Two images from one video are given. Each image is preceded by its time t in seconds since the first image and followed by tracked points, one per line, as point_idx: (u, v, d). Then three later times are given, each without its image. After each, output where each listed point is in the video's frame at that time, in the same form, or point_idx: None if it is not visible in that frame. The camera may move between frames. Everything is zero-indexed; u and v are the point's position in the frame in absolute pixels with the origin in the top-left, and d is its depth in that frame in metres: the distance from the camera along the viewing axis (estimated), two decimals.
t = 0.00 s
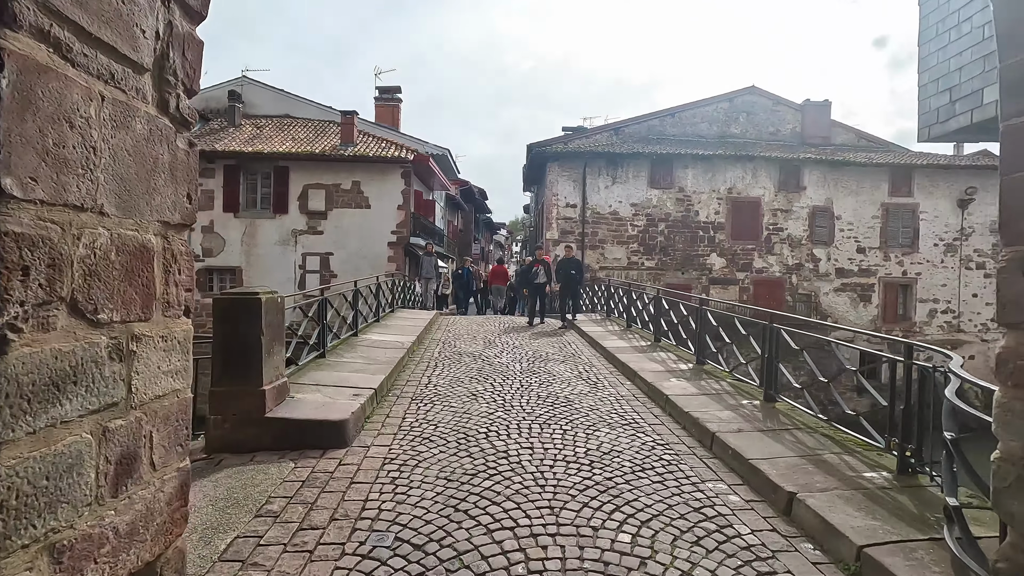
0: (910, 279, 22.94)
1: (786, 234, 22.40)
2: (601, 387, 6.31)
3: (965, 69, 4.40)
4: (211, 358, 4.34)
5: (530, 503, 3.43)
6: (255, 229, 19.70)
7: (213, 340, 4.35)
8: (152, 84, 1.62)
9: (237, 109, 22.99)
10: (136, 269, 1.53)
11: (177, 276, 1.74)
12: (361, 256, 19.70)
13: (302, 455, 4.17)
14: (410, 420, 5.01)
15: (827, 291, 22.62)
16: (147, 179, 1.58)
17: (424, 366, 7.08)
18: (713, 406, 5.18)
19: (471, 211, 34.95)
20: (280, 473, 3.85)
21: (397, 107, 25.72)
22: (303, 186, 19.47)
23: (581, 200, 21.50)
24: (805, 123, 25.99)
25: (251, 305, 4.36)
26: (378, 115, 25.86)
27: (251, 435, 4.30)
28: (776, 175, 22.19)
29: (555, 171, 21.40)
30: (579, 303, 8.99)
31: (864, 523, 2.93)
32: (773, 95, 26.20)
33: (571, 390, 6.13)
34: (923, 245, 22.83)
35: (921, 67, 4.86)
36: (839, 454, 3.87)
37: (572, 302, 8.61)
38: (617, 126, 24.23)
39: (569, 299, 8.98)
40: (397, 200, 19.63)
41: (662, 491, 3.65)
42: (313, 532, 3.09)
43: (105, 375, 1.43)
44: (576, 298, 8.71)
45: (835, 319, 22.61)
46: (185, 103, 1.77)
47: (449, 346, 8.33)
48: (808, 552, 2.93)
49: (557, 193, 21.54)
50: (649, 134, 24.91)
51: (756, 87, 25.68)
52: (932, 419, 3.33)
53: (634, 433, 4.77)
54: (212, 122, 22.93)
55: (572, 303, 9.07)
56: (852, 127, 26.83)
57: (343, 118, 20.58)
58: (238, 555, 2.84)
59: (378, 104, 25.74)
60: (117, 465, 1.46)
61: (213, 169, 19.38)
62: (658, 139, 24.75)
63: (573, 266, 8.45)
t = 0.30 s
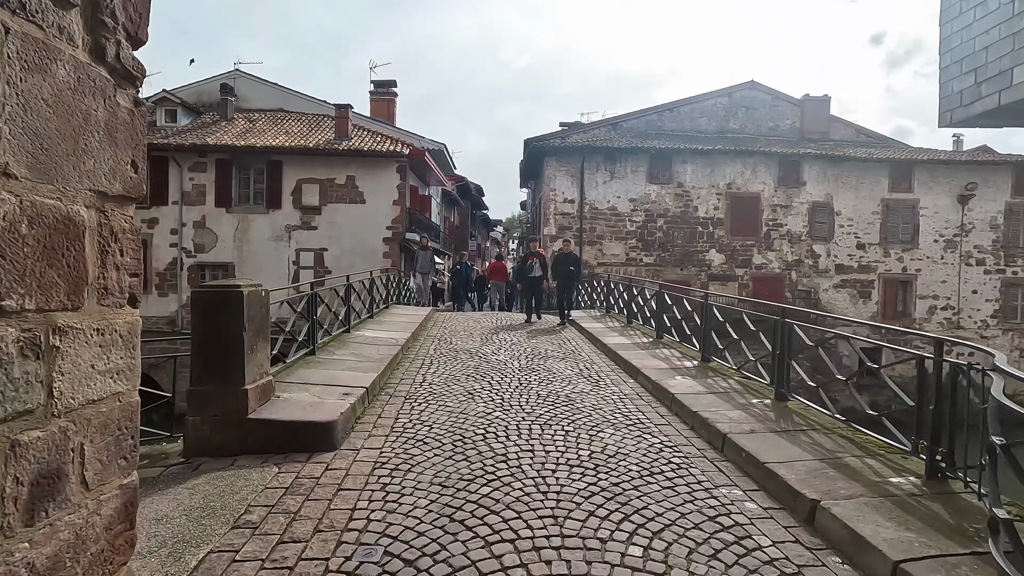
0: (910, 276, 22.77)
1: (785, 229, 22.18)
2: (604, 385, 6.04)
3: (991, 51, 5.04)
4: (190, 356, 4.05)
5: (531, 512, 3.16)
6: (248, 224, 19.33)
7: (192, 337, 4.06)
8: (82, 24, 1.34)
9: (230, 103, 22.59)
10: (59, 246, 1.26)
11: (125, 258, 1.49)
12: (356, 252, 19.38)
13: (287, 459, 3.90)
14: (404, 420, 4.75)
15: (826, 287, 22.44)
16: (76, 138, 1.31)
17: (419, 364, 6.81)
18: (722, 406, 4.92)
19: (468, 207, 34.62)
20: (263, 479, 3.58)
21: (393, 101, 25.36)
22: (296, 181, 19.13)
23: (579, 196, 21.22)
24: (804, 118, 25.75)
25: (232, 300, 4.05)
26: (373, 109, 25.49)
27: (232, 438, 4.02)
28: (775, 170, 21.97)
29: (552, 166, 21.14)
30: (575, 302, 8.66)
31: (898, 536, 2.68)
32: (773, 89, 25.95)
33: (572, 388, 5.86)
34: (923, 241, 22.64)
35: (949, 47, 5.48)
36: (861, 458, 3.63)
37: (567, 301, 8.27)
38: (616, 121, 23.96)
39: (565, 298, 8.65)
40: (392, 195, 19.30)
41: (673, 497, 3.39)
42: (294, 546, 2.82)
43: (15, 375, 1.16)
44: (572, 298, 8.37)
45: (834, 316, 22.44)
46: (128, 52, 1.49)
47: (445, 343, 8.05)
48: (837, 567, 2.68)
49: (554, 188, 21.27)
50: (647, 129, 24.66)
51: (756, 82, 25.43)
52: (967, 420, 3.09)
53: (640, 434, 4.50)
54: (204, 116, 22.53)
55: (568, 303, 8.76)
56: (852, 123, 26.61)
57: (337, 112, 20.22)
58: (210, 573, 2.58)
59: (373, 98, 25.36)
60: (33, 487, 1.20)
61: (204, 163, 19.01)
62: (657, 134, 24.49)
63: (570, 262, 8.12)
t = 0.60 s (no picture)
0: (911, 273, 22.59)
1: (786, 226, 21.96)
2: (606, 389, 5.78)
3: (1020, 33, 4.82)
4: (165, 361, 3.74)
5: (533, 533, 2.89)
6: (241, 221, 19.01)
7: (168, 341, 3.75)
8: None
9: (223, 98, 22.22)
10: None
11: (38, 252, 1.45)
12: (351, 249, 19.09)
13: (270, 471, 3.63)
14: (396, 427, 4.48)
15: (827, 285, 22.25)
16: None
17: (414, 366, 6.53)
18: (732, 412, 4.68)
19: (464, 204, 34.32)
20: (242, 494, 3.31)
21: (389, 96, 25.01)
22: (290, 177, 18.81)
23: (578, 193, 20.94)
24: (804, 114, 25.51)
25: (212, 300, 3.76)
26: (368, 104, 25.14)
27: (211, 449, 3.73)
28: (776, 167, 21.73)
29: (550, 162, 20.86)
30: (573, 305, 8.36)
31: (936, 562, 2.44)
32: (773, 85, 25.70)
33: (572, 392, 5.60)
34: (923, 238, 22.45)
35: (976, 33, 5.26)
36: (886, 471, 3.38)
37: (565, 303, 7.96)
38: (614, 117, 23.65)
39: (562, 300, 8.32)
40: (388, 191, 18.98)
41: (685, 515, 3.13)
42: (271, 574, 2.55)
43: None
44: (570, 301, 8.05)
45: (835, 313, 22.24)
46: (40, 28, 1.46)
47: (441, 343, 7.78)
48: None
49: (553, 185, 21.00)
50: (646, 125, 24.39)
51: (756, 78, 25.16)
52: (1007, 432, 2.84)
53: (646, 443, 4.24)
54: (196, 111, 22.15)
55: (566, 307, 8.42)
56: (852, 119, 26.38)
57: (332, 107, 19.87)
58: None
59: (368, 93, 25.01)
60: None
61: (196, 159, 18.67)
62: (656, 131, 24.20)
63: (570, 261, 7.84)
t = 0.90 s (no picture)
0: (912, 271, 22.41)
1: (786, 223, 21.76)
2: (612, 391, 5.53)
3: None
4: (145, 365, 3.48)
5: (541, 553, 2.66)
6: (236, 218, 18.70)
7: (147, 343, 3.48)
8: None
9: (216, 93, 21.90)
10: None
11: None
12: (347, 246, 18.80)
13: (257, 483, 3.38)
14: (392, 433, 4.22)
15: (828, 283, 22.06)
16: None
17: (411, 368, 6.27)
18: (747, 415, 4.45)
19: (462, 202, 34.05)
20: (225, 510, 3.06)
21: (385, 92, 24.71)
22: (286, 173, 18.52)
23: (577, 189, 20.70)
24: (804, 110, 25.31)
25: (194, 299, 3.50)
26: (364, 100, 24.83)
27: (193, 459, 3.48)
28: (777, 163, 21.52)
29: (549, 159, 20.60)
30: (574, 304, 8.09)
31: None
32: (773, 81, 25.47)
33: (577, 394, 5.36)
34: (925, 235, 22.27)
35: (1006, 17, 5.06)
36: (919, 481, 3.15)
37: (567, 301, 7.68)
38: (613, 112, 23.39)
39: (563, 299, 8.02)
40: (384, 187, 18.69)
41: (705, 531, 2.89)
42: None
43: None
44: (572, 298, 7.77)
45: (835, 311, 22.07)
46: None
47: (439, 343, 7.52)
48: None
49: (552, 181, 20.75)
50: (645, 121, 24.15)
51: (756, 73, 24.93)
52: None
53: (658, 450, 4.00)
54: (189, 106, 21.81)
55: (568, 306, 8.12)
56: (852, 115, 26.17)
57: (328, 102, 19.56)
58: None
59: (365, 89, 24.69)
60: None
61: (190, 155, 18.35)
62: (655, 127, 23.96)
63: (571, 257, 7.60)
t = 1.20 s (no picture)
0: (912, 267, 22.25)
1: (786, 219, 21.55)
2: (620, 391, 5.29)
3: None
4: (122, 367, 3.20)
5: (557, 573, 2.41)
6: (229, 214, 18.35)
7: (123, 343, 3.21)
8: None
9: (209, 87, 21.51)
10: None
11: None
12: (342, 243, 18.49)
13: (245, 494, 3.11)
14: (392, 438, 3.97)
15: (828, 280, 21.88)
16: None
17: (409, 367, 6.02)
18: (766, 417, 4.21)
19: (459, 198, 33.78)
20: (209, 525, 2.80)
21: (381, 86, 24.37)
22: (280, 168, 18.19)
23: (575, 185, 20.44)
24: (804, 105, 25.10)
25: (176, 295, 3.22)
26: (360, 95, 24.48)
27: (175, 467, 3.21)
28: (777, 158, 21.31)
29: (547, 154, 20.33)
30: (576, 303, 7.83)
31: None
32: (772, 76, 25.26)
33: (584, 395, 5.11)
34: (925, 231, 22.11)
35: None
36: (961, 491, 2.92)
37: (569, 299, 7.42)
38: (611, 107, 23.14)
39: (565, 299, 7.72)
40: (380, 183, 18.37)
41: (734, 547, 2.65)
42: None
43: None
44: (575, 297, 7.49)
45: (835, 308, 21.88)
46: None
47: (438, 342, 7.26)
48: None
49: (550, 177, 20.46)
50: (644, 116, 23.92)
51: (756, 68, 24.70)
52: None
53: (673, 456, 3.76)
54: (181, 100, 21.42)
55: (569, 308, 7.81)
56: (852, 111, 25.99)
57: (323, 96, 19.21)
58: None
59: (360, 83, 24.34)
60: None
61: (182, 149, 18.00)
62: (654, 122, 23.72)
63: (575, 254, 7.37)
